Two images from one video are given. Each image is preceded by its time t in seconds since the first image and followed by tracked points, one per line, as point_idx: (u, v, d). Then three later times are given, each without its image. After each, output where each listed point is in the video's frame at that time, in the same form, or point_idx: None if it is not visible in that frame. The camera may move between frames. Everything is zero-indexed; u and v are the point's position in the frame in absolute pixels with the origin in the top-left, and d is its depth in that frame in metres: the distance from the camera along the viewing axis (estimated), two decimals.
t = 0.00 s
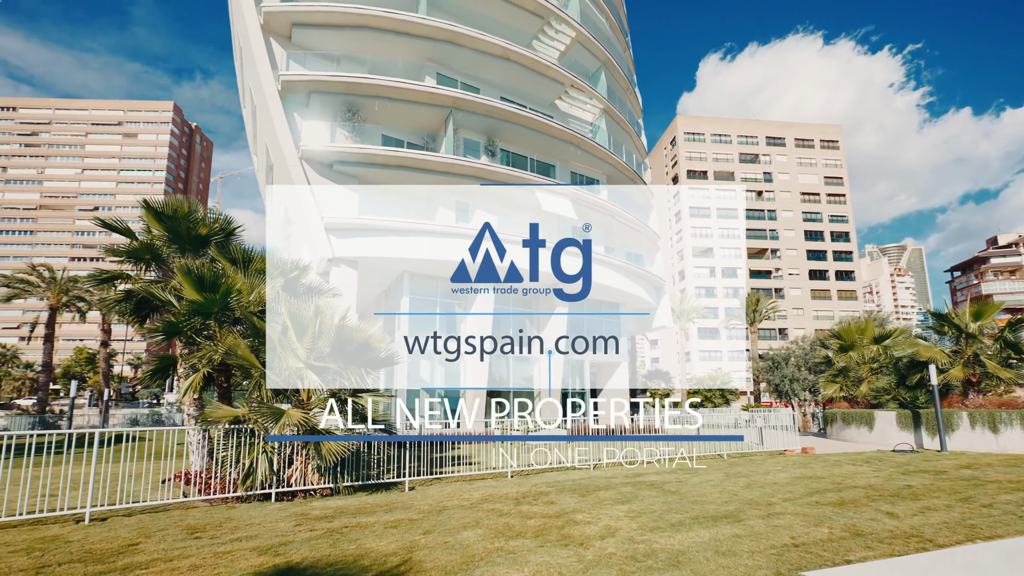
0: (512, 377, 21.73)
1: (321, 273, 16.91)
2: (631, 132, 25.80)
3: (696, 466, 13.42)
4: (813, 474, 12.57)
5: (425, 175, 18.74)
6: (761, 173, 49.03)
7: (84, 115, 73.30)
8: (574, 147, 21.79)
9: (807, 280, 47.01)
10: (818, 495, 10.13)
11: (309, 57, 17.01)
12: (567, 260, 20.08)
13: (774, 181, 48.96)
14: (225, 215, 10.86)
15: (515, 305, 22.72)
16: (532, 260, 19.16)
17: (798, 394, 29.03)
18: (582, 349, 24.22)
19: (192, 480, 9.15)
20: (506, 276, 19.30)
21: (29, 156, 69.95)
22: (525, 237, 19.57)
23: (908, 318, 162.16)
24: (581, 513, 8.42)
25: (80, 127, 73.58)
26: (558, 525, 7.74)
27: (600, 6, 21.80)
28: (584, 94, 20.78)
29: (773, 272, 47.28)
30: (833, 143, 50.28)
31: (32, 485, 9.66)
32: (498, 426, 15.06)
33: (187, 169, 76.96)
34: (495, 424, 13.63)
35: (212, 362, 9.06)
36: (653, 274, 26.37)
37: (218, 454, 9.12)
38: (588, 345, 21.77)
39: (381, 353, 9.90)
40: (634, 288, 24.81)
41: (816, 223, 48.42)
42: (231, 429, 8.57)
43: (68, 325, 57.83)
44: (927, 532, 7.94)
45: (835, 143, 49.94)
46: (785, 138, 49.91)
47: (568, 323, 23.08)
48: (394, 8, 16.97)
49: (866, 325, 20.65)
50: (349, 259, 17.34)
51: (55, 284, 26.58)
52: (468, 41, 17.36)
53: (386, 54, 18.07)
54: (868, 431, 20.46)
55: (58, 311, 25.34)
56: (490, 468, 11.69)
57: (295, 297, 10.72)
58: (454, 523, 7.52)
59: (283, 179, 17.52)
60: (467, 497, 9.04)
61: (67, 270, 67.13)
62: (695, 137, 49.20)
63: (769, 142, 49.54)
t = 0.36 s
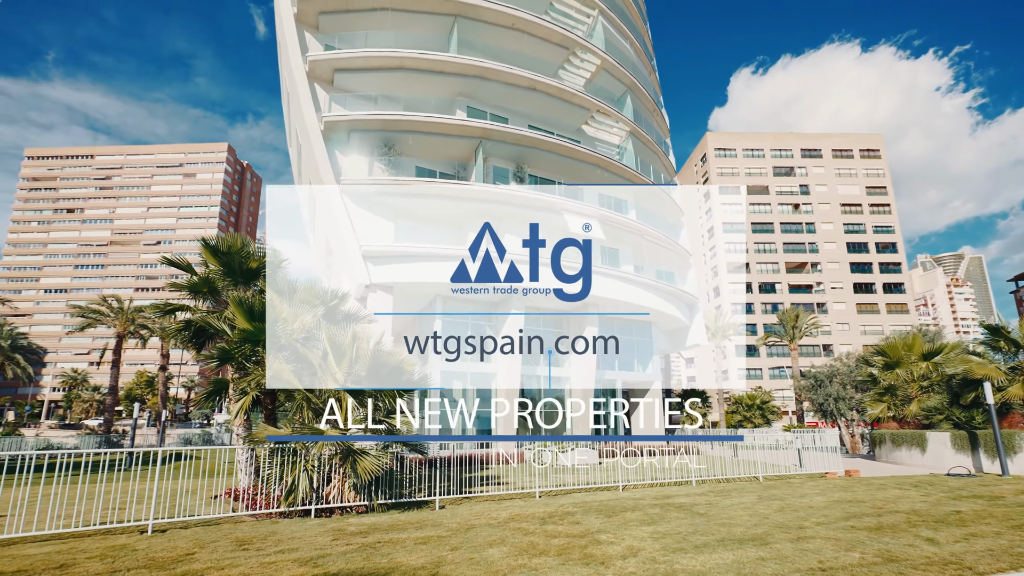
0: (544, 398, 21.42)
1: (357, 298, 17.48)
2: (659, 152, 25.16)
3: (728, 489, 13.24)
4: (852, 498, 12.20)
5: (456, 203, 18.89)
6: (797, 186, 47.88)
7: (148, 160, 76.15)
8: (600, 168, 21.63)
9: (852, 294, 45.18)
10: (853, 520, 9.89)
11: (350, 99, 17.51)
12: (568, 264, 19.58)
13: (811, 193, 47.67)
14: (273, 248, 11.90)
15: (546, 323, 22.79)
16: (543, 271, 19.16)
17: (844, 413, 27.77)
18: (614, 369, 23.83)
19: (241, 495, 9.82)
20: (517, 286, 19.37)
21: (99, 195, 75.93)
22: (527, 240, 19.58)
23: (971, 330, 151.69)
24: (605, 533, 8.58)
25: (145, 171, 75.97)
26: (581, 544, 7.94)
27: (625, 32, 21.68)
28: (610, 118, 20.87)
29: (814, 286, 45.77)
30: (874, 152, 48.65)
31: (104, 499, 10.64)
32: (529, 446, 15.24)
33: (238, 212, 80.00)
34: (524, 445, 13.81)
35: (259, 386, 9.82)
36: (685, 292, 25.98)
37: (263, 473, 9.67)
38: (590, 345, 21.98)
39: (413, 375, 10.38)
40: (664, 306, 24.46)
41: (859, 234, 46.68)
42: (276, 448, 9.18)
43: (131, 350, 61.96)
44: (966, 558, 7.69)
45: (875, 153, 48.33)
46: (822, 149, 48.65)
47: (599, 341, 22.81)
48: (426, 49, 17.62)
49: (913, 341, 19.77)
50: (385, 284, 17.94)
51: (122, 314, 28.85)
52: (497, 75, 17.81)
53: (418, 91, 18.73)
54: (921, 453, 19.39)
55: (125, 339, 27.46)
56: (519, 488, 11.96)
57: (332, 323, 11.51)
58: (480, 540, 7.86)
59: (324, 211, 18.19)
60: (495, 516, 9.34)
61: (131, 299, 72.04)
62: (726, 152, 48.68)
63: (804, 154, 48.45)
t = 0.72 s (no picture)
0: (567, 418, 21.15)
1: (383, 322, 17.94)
2: (679, 172, 24.96)
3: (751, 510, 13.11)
4: (882, 522, 11.95)
5: (477, 230, 19.31)
6: (822, 201, 47.19)
7: (191, 195, 80.36)
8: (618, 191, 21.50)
9: (886, 309, 43.80)
10: (878, 544, 9.74)
11: (376, 133, 18.43)
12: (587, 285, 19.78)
13: (838, 208, 46.83)
14: (305, 280, 12.70)
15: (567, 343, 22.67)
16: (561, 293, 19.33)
17: (881, 433, 26.77)
18: (637, 388, 23.56)
19: (274, 514, 10.42)
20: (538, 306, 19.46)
21: (145, 227, 80.41)
22: (527, 262, 19.16)
23: None
24: (623, 554, 8.73)
25: (189, 205, 80.12)
26: (598, 564, 8.13)
27: (640, 60, 22.10)
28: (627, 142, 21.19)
29: (845, 301, 44.65)
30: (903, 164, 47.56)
31: (154, 516, 11.44)
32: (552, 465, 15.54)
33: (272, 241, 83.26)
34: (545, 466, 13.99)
35: (293, 409, 10.28)
36: (708, 310, 25.63)
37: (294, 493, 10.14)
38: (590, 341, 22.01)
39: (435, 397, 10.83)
40: (688, 325, 24.08)
41: (891, 248, 45.45)
42: (307, 468, 9.74)
43: (172, 374, 64.59)
44: None
45: (904, 164, 47.24)
46: (848, 163, 47.89)
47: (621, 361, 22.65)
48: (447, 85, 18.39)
49: (947, 357, 19.14)
50: (409, 308, 18.41)
51: (165, 340, 30.49)
52: (516, 107, 18.41)
53: (440, 124, 19.46)
54: (962, 476, 18.56)
55: (168, 364, 28.97)
56: (539, 510, 12.18)
57: (360, 350, 12.16)
58: (500, 558, 8.17)
59: (353, 240, 18.93)
60: (514, 536, 9.60)
61: (172, 325, 75.34)
62: (747, 169, 48.51)
63: (829, 168, 47.77)
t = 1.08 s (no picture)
0: (587, 440, 21.06)
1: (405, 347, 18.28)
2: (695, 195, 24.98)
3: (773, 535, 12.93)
4: (909, 547, 11.66)
5: (494, 254, 19.46)
6: (844, 217, 46.59)
7: (223, 226, 83.78)
8: (633, 214, 21.35)
9: (918, 325, 42.47)
10: (900, 569, 9.58)
11: (398, 166, 19.19)
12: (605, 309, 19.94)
13: (860, 223, 46.14)
14: (330, 310, 13.34)
15: (585, 365, 22.69)
16: (578, 316, 19.52)
17: (916, 455, 25.83)
18: (658, 410, 23.27)
19: (299, 536, 10.84)
20: (558, 329, 19.33)
21: (180, 258, 83.96)
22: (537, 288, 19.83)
23: None
24: None
25: (220, 236, 83.53)
26: None
27: (652, 87, 22.58)
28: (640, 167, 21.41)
29: (873, 317, 43.53)
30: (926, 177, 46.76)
31: (189, 535, 12.05)
32: (570, 488, 15.63)
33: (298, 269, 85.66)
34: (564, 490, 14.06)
35: (318, 434, 10.80)
36: (731, 330, 25.08)
37: (319, 516, 10.51)
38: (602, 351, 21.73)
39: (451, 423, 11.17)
40: (710, 346, 23.61)
41: (919, 262, 44.34)
42: (330, 490, 10.17)
43: (202, 399, 66.29)
44: None
45: (927, 178, 46.45)
46: (868, 178, 47.35)
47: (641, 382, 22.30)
48: (465, 119, 19.12)
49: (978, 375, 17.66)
50: (429, 332, 18.45)
51: (198, 367, 31.70)
52: (530, 136, 18.96)
53: (457, 156, 20.03)
54: (1002, 500, 17.78)
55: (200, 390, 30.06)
56: (557, 533, 12.28)
57: (382, 377, 12.73)
58: None
59: (375, 267, 19.56)
60: (531, 559, 9.76)
61: (203, 351, 77.66)
62: (764, 188, 48.50)
63: (849, 184, 47.31)
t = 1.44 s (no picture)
0: (605, 463, 20.99)
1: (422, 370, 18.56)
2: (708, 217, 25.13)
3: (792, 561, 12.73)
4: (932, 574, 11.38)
5: (509, 279, 19.77)
6: (863, 234, 46.08)
7: (250, 255, 86.46)
8: (646, 237, 21.50)
9: (947, 341, 41.27)
10: None
11: (417, 196, 19.85)
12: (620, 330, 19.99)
13: (880, 239, 45.53)
14: (352, 337, 13.89)
15: (602, 387, 22.74)
16: (594, 338, 19.63)
17: (949, 478, 25.06)
18: (677, 432, 23.04)
19: (320, 559, 11.11)
20: (573, 352, 19.54)
21: (208, 285, 86.72)
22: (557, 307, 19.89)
23: None
24: None
25: (247, 264, 86.14)
26: None
27: (662, 114, 23.08)
28: (652, 191, 21.70)
29: (899, 334, 42.47)
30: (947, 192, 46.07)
31: (217, 558, 12.51)
32: (585, 512, 15.66)
33: (320, 294, 87.47)
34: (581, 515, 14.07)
35: (340, 458, 11.17)
36: (750, 350, 24.84)
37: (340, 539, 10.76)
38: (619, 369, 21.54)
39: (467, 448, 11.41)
40: (729, 366, 23.38)
41: (944, 277, 43.34)
42: (351, 514, 10.54)
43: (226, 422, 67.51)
44: None
45: (948, 192, 45.79)
46: (887, 194, 46.91)
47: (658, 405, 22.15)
48: (480, 151, 19.80)
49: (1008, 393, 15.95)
50: (447, 356, 18.72)
51: (224, 392, 32.62)
52: (544, 165, 19.51)
53: (472, 185, 20.62)
54: None
55: (226, 415, 30.87)
56: (573, 558, 12.31)
57: (401, 403, 13.16)
58: None
59: (394, 293, 20.10)
60: None
61: (228, 376, 79.32)
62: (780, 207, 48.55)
63: (866, 201, 46.95)
